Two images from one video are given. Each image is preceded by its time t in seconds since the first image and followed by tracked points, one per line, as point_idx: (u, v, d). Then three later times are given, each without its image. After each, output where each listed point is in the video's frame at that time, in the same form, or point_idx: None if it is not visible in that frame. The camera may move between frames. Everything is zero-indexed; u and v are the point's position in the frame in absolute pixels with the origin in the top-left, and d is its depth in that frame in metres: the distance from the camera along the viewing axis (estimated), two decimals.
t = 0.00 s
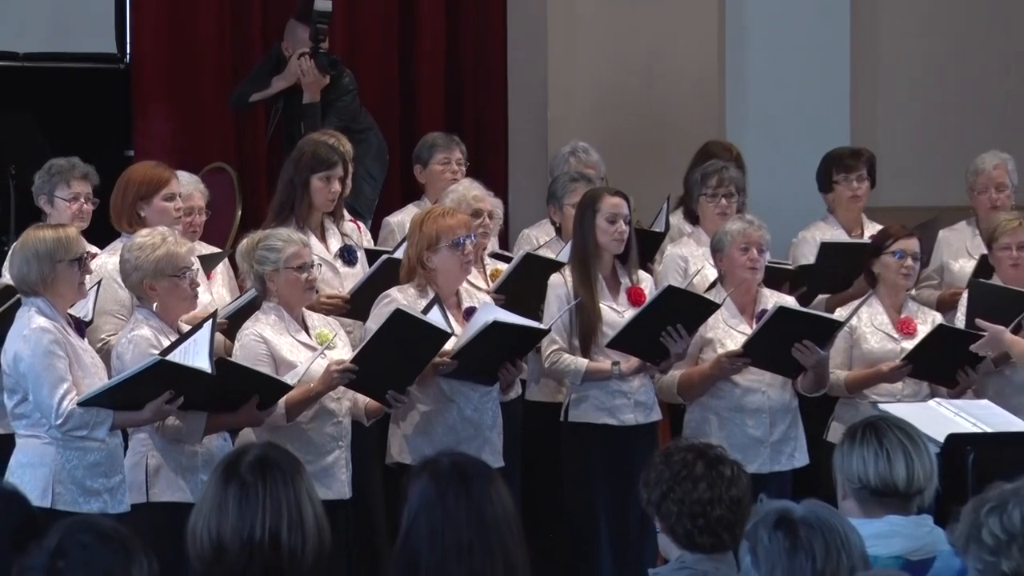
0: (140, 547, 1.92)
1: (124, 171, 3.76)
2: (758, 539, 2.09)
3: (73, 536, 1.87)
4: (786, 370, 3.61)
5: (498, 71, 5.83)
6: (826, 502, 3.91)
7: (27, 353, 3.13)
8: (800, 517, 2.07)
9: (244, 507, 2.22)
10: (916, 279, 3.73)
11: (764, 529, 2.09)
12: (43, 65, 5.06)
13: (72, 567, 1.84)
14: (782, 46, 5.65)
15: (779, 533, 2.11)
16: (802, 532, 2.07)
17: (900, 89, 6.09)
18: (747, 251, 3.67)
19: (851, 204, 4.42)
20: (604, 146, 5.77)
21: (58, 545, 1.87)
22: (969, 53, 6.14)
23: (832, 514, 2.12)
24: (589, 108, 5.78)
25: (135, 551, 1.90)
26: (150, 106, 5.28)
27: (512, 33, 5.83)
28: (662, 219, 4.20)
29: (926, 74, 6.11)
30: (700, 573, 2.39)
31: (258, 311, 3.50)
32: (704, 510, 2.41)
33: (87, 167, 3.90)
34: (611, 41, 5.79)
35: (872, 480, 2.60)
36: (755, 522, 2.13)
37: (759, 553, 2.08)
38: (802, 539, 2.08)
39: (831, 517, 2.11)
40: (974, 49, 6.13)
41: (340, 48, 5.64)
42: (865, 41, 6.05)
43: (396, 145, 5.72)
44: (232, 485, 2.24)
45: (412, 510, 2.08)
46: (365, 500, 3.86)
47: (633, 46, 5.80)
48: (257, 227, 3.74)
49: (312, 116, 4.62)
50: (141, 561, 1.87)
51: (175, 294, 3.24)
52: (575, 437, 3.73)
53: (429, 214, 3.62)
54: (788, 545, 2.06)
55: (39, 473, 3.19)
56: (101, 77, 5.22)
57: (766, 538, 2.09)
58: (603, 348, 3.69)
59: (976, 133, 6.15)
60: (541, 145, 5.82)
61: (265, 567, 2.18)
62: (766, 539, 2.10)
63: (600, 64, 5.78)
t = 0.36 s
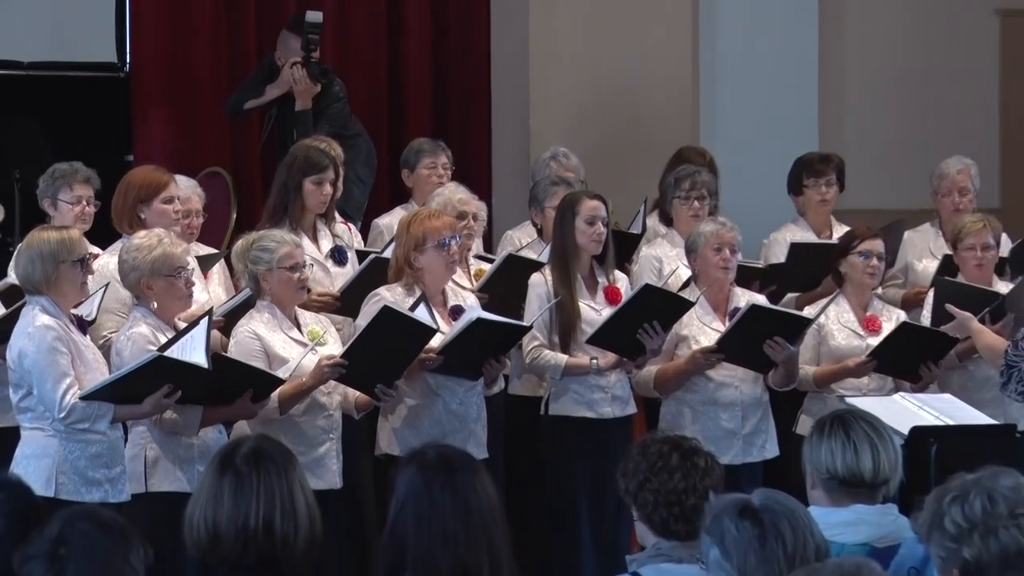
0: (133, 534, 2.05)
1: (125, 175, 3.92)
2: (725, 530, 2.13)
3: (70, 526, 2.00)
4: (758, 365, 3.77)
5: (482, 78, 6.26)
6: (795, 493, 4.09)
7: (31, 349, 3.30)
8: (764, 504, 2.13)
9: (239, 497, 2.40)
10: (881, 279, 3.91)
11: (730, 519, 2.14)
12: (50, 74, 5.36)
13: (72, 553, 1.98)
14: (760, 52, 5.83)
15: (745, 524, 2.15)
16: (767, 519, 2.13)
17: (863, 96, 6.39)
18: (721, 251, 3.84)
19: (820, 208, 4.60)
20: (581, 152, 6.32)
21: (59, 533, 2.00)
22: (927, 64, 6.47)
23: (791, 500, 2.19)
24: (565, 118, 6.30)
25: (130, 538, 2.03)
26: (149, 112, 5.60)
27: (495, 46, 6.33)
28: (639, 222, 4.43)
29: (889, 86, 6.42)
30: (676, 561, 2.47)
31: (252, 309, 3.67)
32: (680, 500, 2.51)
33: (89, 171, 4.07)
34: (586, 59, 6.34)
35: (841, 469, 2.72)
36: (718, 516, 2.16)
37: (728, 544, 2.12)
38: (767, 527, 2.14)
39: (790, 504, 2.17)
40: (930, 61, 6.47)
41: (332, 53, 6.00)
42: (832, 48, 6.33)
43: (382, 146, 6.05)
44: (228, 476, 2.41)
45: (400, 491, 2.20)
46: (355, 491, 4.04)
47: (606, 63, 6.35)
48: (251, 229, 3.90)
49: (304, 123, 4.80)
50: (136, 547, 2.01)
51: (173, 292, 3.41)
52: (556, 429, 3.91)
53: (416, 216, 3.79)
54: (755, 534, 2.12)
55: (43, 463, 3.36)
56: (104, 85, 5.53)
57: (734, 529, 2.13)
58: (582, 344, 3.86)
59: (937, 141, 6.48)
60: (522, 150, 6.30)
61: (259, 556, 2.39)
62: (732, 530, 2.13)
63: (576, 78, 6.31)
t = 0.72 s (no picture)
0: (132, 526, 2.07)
1: (127, 178, 4.10)
2: (709, 517, 2.16)
3: (78, 516, 2.02)
4: (733, 360, 3.94)
5: (470, 81, 6.53)
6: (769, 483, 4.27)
7: (38, 345, 3.47)
8: (746, 491, 2.18)
9: (236, 487, 2.57)
10: (851, 278, 4.09)
11: (714, 507, 2.17)
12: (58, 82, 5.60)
13: (86, 540, 1.99)
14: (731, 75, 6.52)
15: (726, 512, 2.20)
16: (750, 507, 2.17)
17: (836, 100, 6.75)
18: (697, 252, 4.03)
19: (793, 210, 4.79)
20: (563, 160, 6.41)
21: (67, 524, 2.01)
22: (900, 70, 6.81)
23: (769, 491, 2.24)
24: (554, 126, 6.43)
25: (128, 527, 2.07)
26: (142, 117, 5.81)
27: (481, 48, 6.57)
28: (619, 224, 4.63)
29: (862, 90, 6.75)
30: (655, 547, 2.55)
31: (248, 308, 3.84)
32: (658, 489, 2.61)
33: (93, 175, 4.25)
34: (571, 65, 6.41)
35: (813, 461, 2.85)
36: (700, 505, 2.20)
37: (713, 531, 2.14)
38: (749, 515, 2.18)
39: (767, 494, 2.23)
40: (899, 70, 6.82)
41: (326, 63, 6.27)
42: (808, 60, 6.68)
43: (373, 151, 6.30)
44: (226, 467, 2.59)
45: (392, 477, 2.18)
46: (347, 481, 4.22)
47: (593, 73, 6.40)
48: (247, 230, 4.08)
49: (298, 129, 4.99)
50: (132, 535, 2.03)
51: (170, 292, 3.59)
52: (540, 422, 4.09)
53: (407, 219, 3.95)
54: (741, 520, 2.15)
55: (49, 455, 3.52)
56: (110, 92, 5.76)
57: (719, 516, 2.16)
58: (565, 340, 4.06)
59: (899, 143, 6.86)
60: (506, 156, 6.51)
61: (256, 542, 2.57)
62: (716, 518, 2.16)
63: (565, 83, 6.40)
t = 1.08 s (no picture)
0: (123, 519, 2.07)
1: (132, 182, 4.27)
2: (692, 506, 2.24)
3: (74, 507, 2.03)
4: (714, 355, 4.12)
5: (460, 81, 6.78)
6: (748, 474, 4.45)
7: (47, 341, 3.65)
8: (727, 480, 2.26)
9: (237, 479, 2.61)
10: (826, 277, 4.28)
11: (697, 496, 2.24)
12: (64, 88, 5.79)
13: (81, 531, 1.99)
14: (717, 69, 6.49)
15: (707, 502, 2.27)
16: (731, 496, 2.25)
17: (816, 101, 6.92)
18: (679, 253, 4.20)
19: (771, 212, 4.97)
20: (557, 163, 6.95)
21: (61, 515, 2.02)
22: (875, 72, 7.03)
23: (748, 480, 2.32)
24: (549, 128, 6.97)
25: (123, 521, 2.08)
26: (148, 122, 6.02)
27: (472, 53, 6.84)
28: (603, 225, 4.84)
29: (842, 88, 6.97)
30: (638, 534, 2.62)
31: (248, 306, 4.02)
32: (641, 479, 2.69)
33: (99, 178, 4.41)
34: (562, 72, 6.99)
35: (789, 452, 2.97)
36: (681, 494, 2.27)
37: (696, 519, 2.22)
38: (730, 504, 2.25)
39: (746, 484, 2.31)
40: (876, 73, 7.03)
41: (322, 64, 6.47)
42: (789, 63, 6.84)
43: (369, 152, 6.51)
44: (227, 458, 2.63)
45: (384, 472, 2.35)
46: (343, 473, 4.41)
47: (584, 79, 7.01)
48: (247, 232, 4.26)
49: (296, 135, 5.18)
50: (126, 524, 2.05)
51: (171, 292, 3.75)
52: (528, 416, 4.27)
53: (403, 220, 4.11)
54: (722, 509, 2.23)
55: (57, 447, 3.70)
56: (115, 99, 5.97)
57: (701, 505, 2.23)
58: (552, 337, 4.26)
59: (877, 143, 7.05)
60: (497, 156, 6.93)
61: (256, 531, 2.58)
62: (698, 507, 2.24)
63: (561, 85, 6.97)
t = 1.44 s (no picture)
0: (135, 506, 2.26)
1: (138, 183, 4.46)
2: (677, 494, 2.41)
3: (87, 495, 2.22)
4: (698, 349, 4.27)
5: (452, 84, 7.16)
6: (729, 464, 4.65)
7: (57, 337, 3.83)
8: (710, 471, 2.43)
9: (240, 467, 2.76)
10: (804, 275, 4.47)
11: (682, 485, 2.42)
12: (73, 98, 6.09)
13: (93, 518, 2.18)
14: (699, 84, 6.96)
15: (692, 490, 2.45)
16: (715, 485, 2.42)
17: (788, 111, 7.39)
18: (664, 252, 4.39)
19: (751, 213, 5.16)
20: (545, 164, 7.08)
21: (76, 502, 2.21)
22: (841, 89, 7.54)
23: (732, 469, 2.49)
24: (541, 130, 7.10)
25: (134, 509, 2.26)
26: (154, 123, 6.16)
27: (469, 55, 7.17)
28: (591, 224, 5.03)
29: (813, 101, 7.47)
30: (624, 520, 2.76)
31: (251, 302, 4.20)
32: (628, 469, 2.84)
33: (107, 180, 4.58)
34: (559, 74, 7.12)
35: (769, 443, 3.12)
36: (668, 483, 2.44)
37: (681, 507, 2.39)
38: (714, 493, 2.43)
39: (731, 473, 2.49)
40: (847, 85, 7.56)
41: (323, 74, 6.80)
42: (765, 76, 7.30)
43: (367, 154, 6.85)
44: (230, 449, 2.78)
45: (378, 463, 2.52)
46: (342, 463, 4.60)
47: (580, 82, 7.12)
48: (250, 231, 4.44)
49: (297, 138, 5.36)
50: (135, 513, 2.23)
51: (176, 289, 3.93)
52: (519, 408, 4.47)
53: (399, 220, 4.31)
54: (706, 497, 2.40)
55: (67, 438, 3.88)
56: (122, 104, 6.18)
57: (685, 494, 2.41)
58: (541, 332, 4.45)
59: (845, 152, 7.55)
60: (491, 157, 7.11)
61: (258, 518, 2.72)
62: (683, 496, 2.42)
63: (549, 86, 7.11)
